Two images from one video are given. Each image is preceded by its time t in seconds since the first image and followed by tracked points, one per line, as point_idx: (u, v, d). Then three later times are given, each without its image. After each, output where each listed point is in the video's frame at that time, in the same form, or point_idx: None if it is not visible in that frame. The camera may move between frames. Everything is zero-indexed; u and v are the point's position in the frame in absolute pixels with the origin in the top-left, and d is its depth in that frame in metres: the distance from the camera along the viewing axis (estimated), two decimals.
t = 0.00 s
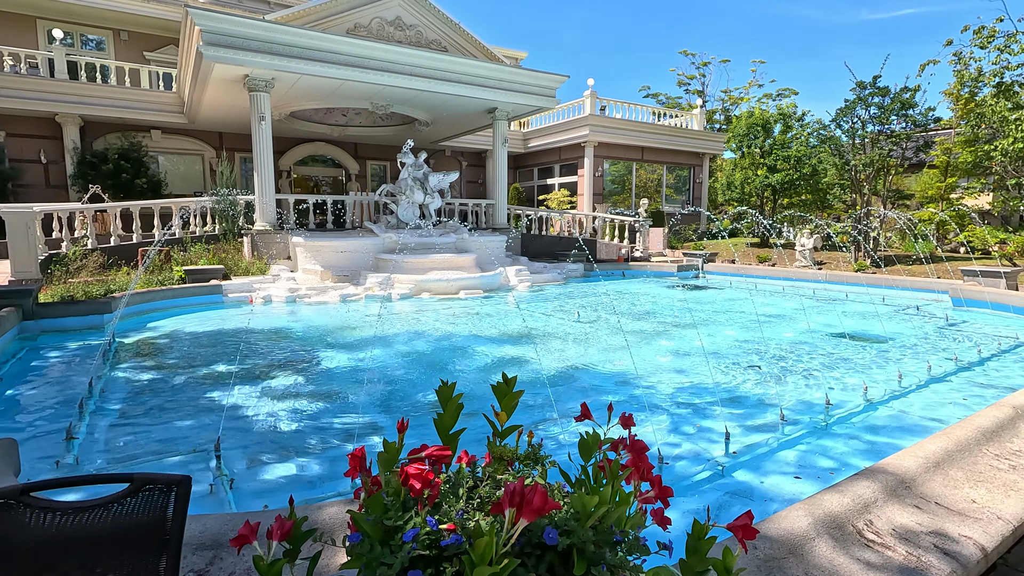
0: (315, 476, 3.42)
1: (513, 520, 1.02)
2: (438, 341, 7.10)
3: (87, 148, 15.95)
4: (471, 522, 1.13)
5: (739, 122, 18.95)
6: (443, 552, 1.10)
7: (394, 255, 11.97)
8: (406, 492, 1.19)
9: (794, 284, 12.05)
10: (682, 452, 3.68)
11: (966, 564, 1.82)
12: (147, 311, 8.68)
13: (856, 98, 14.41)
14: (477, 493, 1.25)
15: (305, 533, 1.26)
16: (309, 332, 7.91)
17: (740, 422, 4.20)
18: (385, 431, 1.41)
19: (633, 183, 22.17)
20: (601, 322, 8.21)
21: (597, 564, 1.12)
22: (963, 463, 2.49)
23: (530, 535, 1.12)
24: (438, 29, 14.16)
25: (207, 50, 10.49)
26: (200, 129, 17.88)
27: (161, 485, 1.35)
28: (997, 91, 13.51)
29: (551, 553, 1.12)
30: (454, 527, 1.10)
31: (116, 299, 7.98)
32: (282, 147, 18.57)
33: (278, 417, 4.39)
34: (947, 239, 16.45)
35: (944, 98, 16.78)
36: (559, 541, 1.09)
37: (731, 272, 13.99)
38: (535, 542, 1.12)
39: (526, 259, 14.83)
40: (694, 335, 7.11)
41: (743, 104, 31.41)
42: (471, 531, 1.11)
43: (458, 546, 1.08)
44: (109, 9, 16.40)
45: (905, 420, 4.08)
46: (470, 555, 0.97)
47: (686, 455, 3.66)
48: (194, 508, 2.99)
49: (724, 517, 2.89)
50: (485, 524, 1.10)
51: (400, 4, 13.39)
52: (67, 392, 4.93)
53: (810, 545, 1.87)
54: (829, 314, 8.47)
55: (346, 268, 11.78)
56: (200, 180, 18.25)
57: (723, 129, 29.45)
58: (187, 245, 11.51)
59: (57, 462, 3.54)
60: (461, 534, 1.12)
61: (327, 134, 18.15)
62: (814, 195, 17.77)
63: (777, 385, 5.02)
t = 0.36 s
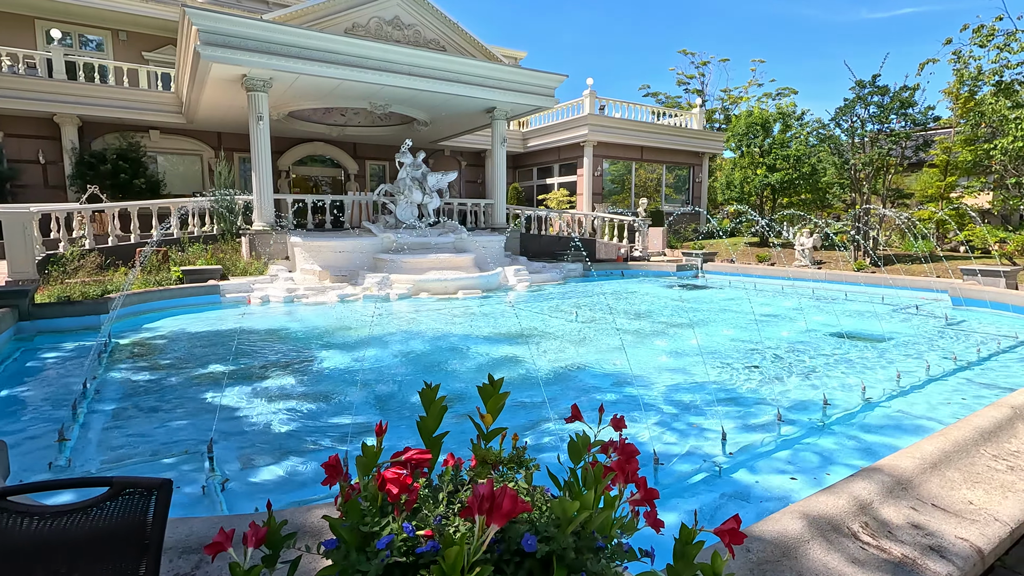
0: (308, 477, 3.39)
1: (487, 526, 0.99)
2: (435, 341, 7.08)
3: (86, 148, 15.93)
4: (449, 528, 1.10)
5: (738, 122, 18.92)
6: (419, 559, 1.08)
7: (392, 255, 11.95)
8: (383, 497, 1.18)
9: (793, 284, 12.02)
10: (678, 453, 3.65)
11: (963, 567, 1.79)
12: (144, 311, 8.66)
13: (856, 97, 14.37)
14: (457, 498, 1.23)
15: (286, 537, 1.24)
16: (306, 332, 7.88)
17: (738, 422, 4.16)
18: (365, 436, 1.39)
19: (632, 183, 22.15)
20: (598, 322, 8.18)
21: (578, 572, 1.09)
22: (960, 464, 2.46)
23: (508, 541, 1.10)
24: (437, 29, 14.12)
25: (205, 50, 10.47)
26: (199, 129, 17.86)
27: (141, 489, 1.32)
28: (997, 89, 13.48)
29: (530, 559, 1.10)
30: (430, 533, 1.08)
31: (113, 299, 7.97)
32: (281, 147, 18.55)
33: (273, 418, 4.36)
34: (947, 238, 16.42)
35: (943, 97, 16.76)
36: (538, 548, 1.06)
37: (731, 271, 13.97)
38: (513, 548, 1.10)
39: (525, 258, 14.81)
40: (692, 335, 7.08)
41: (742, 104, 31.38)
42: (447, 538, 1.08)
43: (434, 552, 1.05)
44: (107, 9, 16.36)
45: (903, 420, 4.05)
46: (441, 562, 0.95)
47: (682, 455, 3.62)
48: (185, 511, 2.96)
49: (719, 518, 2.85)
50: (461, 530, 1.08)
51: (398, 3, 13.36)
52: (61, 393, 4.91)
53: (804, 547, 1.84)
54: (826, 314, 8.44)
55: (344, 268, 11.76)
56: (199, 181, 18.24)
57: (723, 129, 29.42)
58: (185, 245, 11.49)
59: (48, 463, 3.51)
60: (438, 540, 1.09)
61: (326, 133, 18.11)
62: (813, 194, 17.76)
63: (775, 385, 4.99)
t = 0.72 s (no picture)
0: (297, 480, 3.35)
1: (450, 540, 0.95)
2: (430, 342, 7.04)
3: (82, 148, 15.87)
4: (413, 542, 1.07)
5: (736, 121, 18.88)
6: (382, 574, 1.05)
7: (389, 255, 11.91)
8: (348, 508, 1.15)
9: (790, 284, 11.98)
10: (671, 454, 3.61)
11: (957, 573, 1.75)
12: (138, 311, 8.62)
13: (854, 96, 14.33)
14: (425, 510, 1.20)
15: (257, 545, 1.20)
16: (301, 332, 7.83)
17: (732, 423, 4.12)
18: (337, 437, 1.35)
19: (631, 182, 22.11)
20: (594, 322, 8.14)
21: None
22: (956, 467, 2.42)
23: (476, 556, 1.07)
24: (434, 28, 14.07)
25: (200, 49, 10.43)
26: (196, 129, 17.81)
27: (109, 496, 1.34)
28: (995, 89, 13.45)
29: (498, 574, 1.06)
30: (394, 547, 1.06)
31: (106, 300, 7.93)
32: (278, 147, 18.50)
33: (264, 419, 4.32)
34: (945, 238, 16.39)
35: (942, 96, 16.74)
36: (505, 563, 1.03)
37: (729, 271, 13.93)
38: (480, 563, 1.07)
39: (522, 258, 14.76)
40: (687, 335, 7.05)
41: (740, 103, 31.33)
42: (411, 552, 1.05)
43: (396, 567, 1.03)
44: (104, 8, 16.30)
45: (900, 422, 4.01)
46: None
47: (676, 457, 3.58)
48: (170, 514, 2.92)
49: (712, 521, 2.80)
50: (425, 544, 1.05)
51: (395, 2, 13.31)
52: (51, 394, 4.86)
53: (795, 553, 1.81)
54: (823, 314, 8.41)
55: (340, 268, 11.71)
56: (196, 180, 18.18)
57: (721, 128, 29.40)
58: (181, 245, 11.44)
59: (34, 466, 3.47)
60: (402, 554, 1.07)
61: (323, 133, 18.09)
62: (812, 194, 17.73)
63: (771, 385, 4.95)
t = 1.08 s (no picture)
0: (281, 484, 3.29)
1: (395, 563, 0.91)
2: (421, 343, 6.98)
3: (74, 148, 15.74)
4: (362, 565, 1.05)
5: (732, 121, 18.86)
6: None
7: (382, 255, 11.84)
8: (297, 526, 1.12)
9: (785, 284, 11.97)
10: (661, 457, 3.56)
11: None
12: (129, 312, 8.54)
13: (849, 96, 14.32)
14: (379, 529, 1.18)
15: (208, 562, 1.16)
16: (293, 334, 7.76)
17: (722, 425, 4.07)
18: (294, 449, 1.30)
19: (627, 182, 22.09)
20: (587, 323, 8.10)
21: None
22: (946, 472, 2.38)
23: None
24: (428, 27, 13.99)
25: (192, 47, 10.35)
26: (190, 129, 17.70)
27: (61, 509, 1.31)
28: (990, 88, 13.46)
29: None
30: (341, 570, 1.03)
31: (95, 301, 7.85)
32: (272, 147, 18.40)
33: (250, 421, 4.25)
34: (940, 237, 16.41)
35: (937, 96, 16.76)
36: None
37: (724, 271, 13.90)
38: None
39: (517, 258, 14.72)
40: (680, 335, 7.02)
41: (736, 103, 31.32)
42: None
43: None
44: (96, 6, 16.17)
45: (893, 423, 3.97)
46: None
47: (666, 460, 3.54)
48: (149, 521, 2.85)
49: (701, 527, 2.75)
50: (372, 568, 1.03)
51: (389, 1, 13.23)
52: (34, 397, 4.78)
53: (782, 561, 1.75)
54: (817, 314, 8.38)
55: (333, 268, 11.64)
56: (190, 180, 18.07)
57: (717, 128, 29.42)
58: (173, 245, 11.34)
59: (11, 472, 3.39)
60: None
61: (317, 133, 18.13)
62: (807, 194, 17.73)
63: (763, 386, 4.91)
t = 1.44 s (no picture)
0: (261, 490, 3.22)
1: None
2: (410, 344, 6.91)
3: (61, 148, 15.55)
4: None
5: (724, 121, 18.86)
6: None
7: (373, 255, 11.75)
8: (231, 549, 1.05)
9: (778, 284, 11.96)
10: (649, 461, 3.51)
11: None
12: (114, 314, 8.43)
13: (840, 96, 14.34)
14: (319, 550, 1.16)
15: None
16: (281, 335, 7.67)
17: (711, 426, 4.03)
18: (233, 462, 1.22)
19: (620, 182, 22.08)
20: (579, 324, 8.07)
21: None
22: (935, 475, 2.33)
23: None
24: (419, 26, 13.89)
25: (179, 46, 10.23)
26: (180, 129, 17.55)
27: None
28: (980, 88, 13.50)
29: None
30: None
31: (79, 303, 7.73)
32: (263, 147, 18.26)
33: (232, 425, 4.17)
34: (931, 237, 16.46)
35: (928, 96, 16.81)
36: None
37: (717, 271, 13.89)
38: None
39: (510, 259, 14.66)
40: (671, 335, 6.99)
41: (729, 104, 31.37)
42: None
43: None
44: (83, 5, 15.98)
45: (883, 424, 3.94)
46: None
47: (654, 463, 3.49)
48: (120, 530, 2.77)
49: (688, 533, 2.69)
50: None
51: None
52: (11, 402, 4.67)
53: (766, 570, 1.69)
54: (809, 314, 8.37)
55: (323, 269, 11.54)
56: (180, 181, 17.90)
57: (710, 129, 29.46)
58: (161, 246, 11.21)
59: None
60: None
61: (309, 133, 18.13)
62: (800, 193, 17.75)
63: (753, 387, 4.88)
